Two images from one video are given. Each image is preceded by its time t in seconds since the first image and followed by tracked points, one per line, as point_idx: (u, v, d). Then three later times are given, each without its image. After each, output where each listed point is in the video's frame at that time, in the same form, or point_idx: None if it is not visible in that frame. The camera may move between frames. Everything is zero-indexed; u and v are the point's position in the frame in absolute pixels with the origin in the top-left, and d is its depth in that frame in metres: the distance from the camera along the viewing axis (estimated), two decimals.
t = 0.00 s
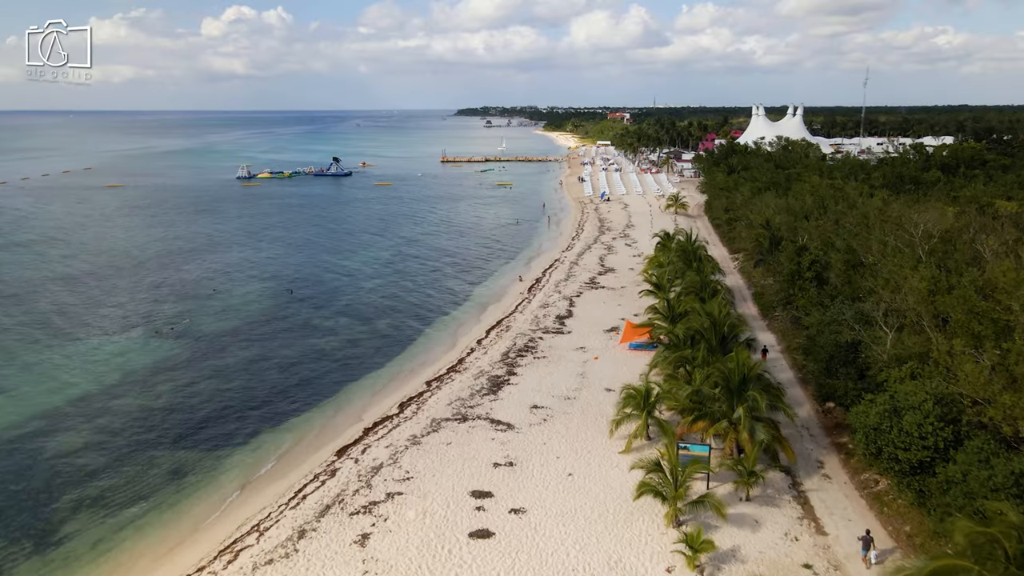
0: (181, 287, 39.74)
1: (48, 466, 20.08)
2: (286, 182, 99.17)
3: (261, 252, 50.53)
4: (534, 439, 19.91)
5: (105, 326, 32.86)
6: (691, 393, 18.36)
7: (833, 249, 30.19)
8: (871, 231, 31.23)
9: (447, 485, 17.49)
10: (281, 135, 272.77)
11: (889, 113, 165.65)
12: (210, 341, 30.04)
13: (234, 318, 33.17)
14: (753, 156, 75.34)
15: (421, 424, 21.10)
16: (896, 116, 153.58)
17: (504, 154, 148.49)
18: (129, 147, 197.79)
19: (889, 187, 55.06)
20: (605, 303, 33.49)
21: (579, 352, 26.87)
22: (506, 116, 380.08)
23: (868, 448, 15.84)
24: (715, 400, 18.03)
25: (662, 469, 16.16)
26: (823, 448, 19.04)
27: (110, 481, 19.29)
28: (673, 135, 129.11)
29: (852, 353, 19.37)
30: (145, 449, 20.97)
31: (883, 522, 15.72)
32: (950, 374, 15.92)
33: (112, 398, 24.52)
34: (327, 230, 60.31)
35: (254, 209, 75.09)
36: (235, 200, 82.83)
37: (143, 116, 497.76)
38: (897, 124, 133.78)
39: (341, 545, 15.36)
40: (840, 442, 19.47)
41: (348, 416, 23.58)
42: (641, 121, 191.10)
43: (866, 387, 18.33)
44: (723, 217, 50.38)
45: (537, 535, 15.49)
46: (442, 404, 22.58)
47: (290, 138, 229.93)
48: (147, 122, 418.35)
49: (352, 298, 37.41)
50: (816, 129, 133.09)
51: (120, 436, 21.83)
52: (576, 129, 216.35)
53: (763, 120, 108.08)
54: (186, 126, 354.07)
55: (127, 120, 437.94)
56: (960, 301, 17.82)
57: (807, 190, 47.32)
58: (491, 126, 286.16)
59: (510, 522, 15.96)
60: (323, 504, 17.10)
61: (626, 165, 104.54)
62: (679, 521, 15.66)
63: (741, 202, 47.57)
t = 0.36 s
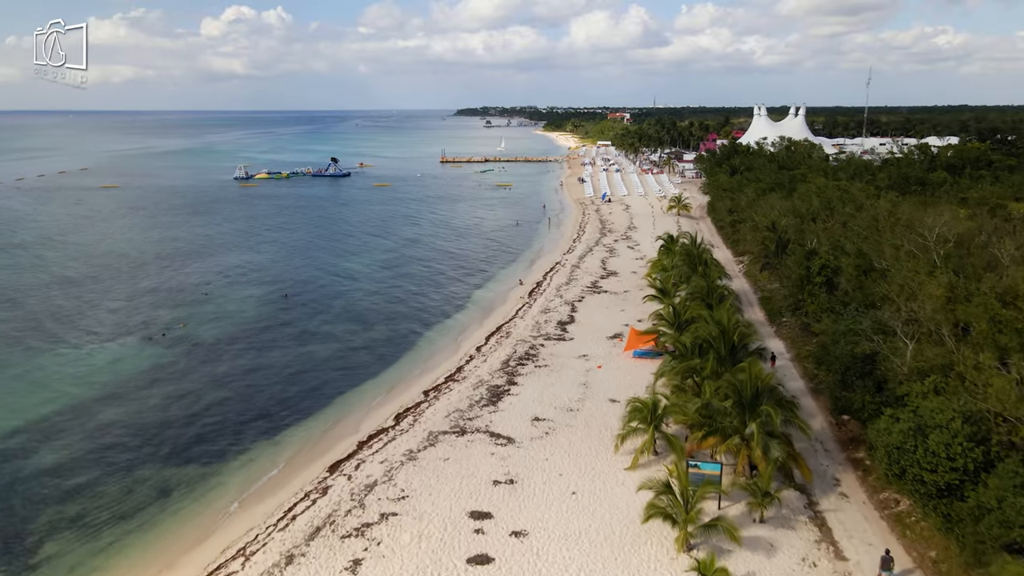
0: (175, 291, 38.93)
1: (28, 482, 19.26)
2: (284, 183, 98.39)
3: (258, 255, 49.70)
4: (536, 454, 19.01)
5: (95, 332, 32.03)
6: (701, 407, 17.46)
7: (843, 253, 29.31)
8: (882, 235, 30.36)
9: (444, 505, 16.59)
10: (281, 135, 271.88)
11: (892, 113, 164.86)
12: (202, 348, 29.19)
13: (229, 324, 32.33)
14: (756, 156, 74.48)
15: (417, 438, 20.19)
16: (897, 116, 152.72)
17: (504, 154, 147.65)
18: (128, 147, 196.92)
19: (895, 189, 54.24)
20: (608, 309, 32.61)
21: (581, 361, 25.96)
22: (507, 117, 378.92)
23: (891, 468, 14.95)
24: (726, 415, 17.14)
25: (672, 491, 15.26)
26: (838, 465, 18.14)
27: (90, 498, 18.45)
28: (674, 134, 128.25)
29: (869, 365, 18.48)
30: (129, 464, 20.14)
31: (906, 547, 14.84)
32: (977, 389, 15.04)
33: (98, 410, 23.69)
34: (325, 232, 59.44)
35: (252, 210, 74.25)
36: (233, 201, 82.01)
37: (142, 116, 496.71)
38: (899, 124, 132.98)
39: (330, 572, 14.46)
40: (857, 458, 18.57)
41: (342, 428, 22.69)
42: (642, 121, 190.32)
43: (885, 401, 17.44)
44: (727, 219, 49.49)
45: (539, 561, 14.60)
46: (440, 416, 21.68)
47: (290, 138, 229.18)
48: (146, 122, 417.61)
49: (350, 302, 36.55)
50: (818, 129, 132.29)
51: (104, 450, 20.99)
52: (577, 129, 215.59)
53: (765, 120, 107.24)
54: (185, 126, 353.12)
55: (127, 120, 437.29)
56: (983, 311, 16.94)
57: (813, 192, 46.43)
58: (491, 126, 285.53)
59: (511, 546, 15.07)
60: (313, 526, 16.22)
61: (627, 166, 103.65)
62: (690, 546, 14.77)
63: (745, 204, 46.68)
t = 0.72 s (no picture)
0: (166, 297, 37.89)
1: None
2: (281, 184, 97.13)
3: (253, 258, 48.62)
4: (538, 476, 17.85)
5: (79, 341, 30.96)
6: (715, 428, 16.33)
7: (856, 259, 28.15)
8: (896, 240, 29.21)
9: (440, 535, 15.45)
10: (280, 135, 270.77)
11: (894, 113, 163.85)
12: (190, 359, 28.13)
13: (219, 332, 31.28)
14: (760, 158, 73.33)
15: (412, 458, 19.06)
16: (900, 116, 151.69)
17: (504, 155, 146.60)
18: (126, 147, 195.83)
19: (902, 191, 53.20)
20: (612, 316, 31.49)
21: (584, 373, 24.81)
22: (506, 117, 377.78)
23: (924, 499, 13.85)
24: (742, 437, 16.00)
25: (686, 523, 14.12)
26: (861, 489, 16.98)
27: (63, 525, 17.37)
28: (675, 135, 127.17)
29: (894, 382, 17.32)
30: (106, 487, 19.06)
31: None
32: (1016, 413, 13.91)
33: (77, 426, 22.63)
34: (322, 235, 58.34)
35: (248, 212, 73.20)
36: (229, 203, 80.95)
37: (141, 116, 495.19)
38: (902, 125, 131.89)
39: None
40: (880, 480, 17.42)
41: (333, 445, 21.57)
42: (642, 121, 189.28)
43: (912, 421, 16.32)
44: (732, 222, 48.35)
45: None
46: (437, 433, 20.52)
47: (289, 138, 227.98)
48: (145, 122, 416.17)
49: (345, 308, 35.46)
50: (820, 129, 131.24)
51: (81, 471, 19.90)
52: (577, 129, 214.50)
53: (767, 121, 106.17)
54: (184, 126, 351.95)
55: (125, 120, 435.74)
56: (1017, 326, 15.80)
57: (820, 194, 45.26)
58: (490, 126, 284.44)
59: None
60: (298, 558, 15.09)
61: (629, 167, 102.58)
62: None
63: (751, 206, 45.57)
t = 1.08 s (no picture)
0: (154, 305, 36.68)
1: None
2: (278, 186, 95.96)
3: (246, 263, 47.39)
4: (541, 505, 16.58)
5: (61, 351, 29.80)
6: (733, 456, 15.08)
7: (872, 267, 26.87)
8: (914, 247, 27.90)
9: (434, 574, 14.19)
10: (279, 135, 269.71)
11: (897, 113, 162.64)
12: (176, 371, 26.90)
13: (207, 342, 30.05)
14: (764, 159, 72.06)
15: (405, 483, 17.79)
16: (903, 117, 150.47)
17: (504, 155, 145.33)
18: (124, 148, 194.78)
19: (911, 193, 51.95)
20: (616, 325, 30.21)
21: (589, 388, 23.53)
22: (506, 117, 376.99)
23: (970, 541, 12.75)
24: (762, 467, 14.74)
25: (704, 565, 12.85)
26: (890, 520, 15.69)
27: (29, 558, 16.22)
28: (677, 135, 125.86)
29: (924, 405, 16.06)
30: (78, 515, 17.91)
31: None
32: None
33: (53, 445, 21.49)
34: (318, 238, 57.06)
35: (244, 215, 71.98)
36: (225, 204, 79.80)
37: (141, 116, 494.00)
38: (906, 125, 130.50)
39: None
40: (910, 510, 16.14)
41: (322, 467, 20.33)
42: (644, 121, 187.98)
43: (946, 448, 15.06)
44: (738, 225, 47.07)
45: None
46: (432, 455, 19.26)
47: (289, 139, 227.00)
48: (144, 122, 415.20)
49: (339, 315, 34.24)
50: (823, 130, 129.96)
51: (53, 496, 18.76)
52: (577, 130, 213.24)
53: (770, 121, 104.93)
54: (183, 126, 350.84)
55: (127, 120, 435.25)
56: None
57: (829, 197, 43.94)
58: (490, 126, 283.19)
59: None
60: None
61: (630, 168, 101.33)
62: None
63: (759, 209, 44.28)
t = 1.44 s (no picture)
0: (142, 312, 35.57)
1: None
2: (275, 187, 94.79)
3: (239, 268, 46.26)
4: (544, 539, 15.33)
5: (42, 362, 28.63)
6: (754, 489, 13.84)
7: (890, 276, 25.60)
8: (932, 254, 26.64)
9: None
10: (279, 135, 268.77)
11: (900, 112, 161.56)
12: (159, 385, 25.74)
13: (193, 353, 28.86)
14: (769, 160, 70.86)
15: (397, 513, 16.56)
16: (906, 117, 149.38)
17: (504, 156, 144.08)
18: (122, 148, 193.26)
19: (919, 196, 50.76)
20: (620, 335, 29.03)
21: (593, 405, 22.26)
22: (506, 117, 376.97)
23: None
24: (786, 501, 13.53)
25: None
26: (923, 557, 14.49)
27: None
28: (678, 136, 124.66)
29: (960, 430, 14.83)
30: (47, 549, 16.79)
31: None
32: None
33: (25, 467, 20.34)
34: (314, 241, 55.90)
35: (240, 217, 70.89)
36: (220, 206, 78.61)
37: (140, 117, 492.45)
38: (909, 125, 129.21)
39: None
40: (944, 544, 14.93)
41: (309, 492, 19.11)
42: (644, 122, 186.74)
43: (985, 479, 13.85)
44: (744, 229, 45.87)
45: None
46: (426, 481, 18.03)
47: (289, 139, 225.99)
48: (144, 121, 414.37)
49: (332, 324, 33.06)
50: (826, 130, 128.81)
51: (21, 526, 17.63)
52: (578, 130, 212.13)
53: (773, 121, 103.73)
54: (182, 126, 349.76)
55: (125, 120, 434.00)
56: None
57: (838, 200, 42.70)
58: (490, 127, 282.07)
59: None
60: None
61: (632, 169, 100.09)
62: None
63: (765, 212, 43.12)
